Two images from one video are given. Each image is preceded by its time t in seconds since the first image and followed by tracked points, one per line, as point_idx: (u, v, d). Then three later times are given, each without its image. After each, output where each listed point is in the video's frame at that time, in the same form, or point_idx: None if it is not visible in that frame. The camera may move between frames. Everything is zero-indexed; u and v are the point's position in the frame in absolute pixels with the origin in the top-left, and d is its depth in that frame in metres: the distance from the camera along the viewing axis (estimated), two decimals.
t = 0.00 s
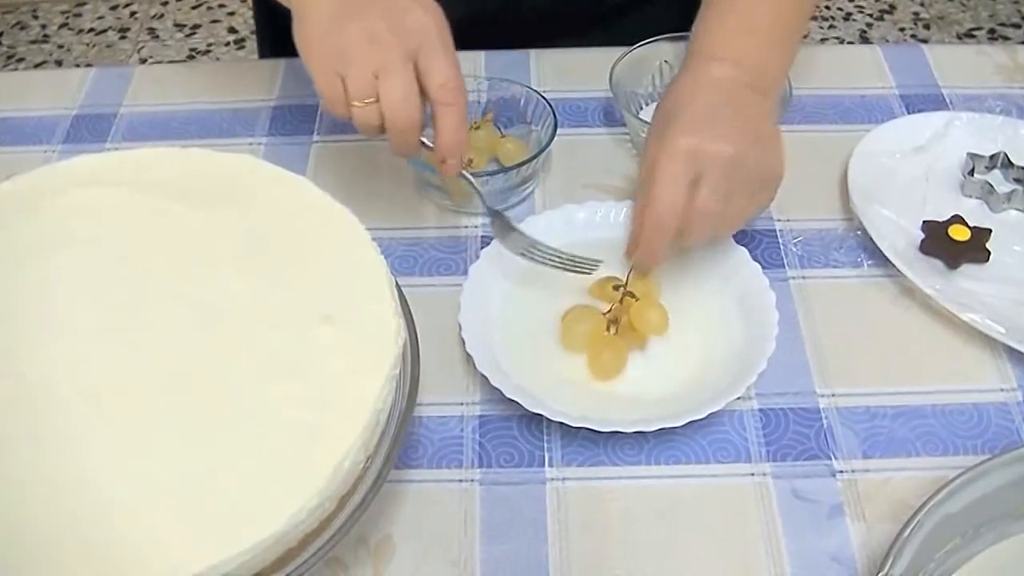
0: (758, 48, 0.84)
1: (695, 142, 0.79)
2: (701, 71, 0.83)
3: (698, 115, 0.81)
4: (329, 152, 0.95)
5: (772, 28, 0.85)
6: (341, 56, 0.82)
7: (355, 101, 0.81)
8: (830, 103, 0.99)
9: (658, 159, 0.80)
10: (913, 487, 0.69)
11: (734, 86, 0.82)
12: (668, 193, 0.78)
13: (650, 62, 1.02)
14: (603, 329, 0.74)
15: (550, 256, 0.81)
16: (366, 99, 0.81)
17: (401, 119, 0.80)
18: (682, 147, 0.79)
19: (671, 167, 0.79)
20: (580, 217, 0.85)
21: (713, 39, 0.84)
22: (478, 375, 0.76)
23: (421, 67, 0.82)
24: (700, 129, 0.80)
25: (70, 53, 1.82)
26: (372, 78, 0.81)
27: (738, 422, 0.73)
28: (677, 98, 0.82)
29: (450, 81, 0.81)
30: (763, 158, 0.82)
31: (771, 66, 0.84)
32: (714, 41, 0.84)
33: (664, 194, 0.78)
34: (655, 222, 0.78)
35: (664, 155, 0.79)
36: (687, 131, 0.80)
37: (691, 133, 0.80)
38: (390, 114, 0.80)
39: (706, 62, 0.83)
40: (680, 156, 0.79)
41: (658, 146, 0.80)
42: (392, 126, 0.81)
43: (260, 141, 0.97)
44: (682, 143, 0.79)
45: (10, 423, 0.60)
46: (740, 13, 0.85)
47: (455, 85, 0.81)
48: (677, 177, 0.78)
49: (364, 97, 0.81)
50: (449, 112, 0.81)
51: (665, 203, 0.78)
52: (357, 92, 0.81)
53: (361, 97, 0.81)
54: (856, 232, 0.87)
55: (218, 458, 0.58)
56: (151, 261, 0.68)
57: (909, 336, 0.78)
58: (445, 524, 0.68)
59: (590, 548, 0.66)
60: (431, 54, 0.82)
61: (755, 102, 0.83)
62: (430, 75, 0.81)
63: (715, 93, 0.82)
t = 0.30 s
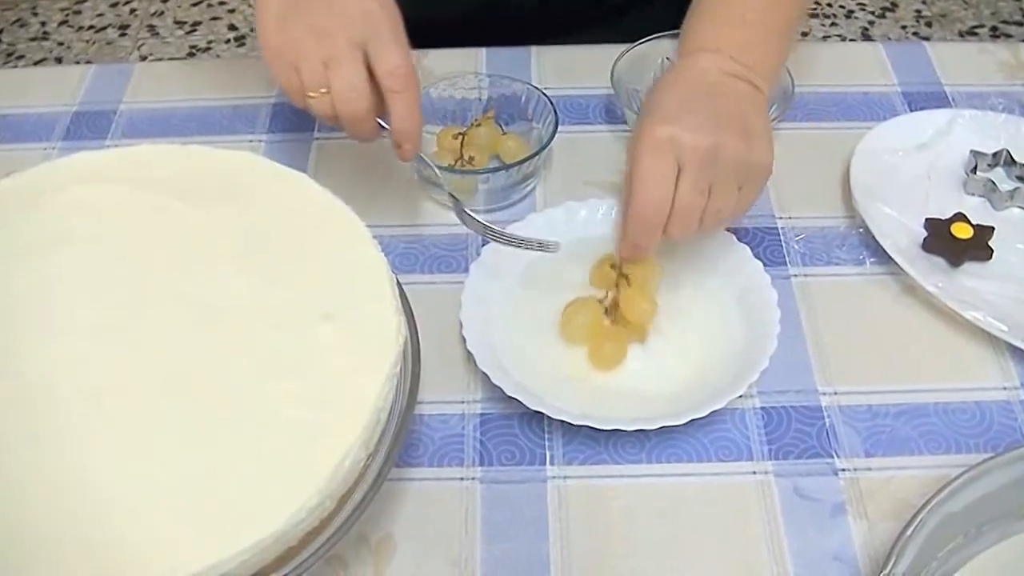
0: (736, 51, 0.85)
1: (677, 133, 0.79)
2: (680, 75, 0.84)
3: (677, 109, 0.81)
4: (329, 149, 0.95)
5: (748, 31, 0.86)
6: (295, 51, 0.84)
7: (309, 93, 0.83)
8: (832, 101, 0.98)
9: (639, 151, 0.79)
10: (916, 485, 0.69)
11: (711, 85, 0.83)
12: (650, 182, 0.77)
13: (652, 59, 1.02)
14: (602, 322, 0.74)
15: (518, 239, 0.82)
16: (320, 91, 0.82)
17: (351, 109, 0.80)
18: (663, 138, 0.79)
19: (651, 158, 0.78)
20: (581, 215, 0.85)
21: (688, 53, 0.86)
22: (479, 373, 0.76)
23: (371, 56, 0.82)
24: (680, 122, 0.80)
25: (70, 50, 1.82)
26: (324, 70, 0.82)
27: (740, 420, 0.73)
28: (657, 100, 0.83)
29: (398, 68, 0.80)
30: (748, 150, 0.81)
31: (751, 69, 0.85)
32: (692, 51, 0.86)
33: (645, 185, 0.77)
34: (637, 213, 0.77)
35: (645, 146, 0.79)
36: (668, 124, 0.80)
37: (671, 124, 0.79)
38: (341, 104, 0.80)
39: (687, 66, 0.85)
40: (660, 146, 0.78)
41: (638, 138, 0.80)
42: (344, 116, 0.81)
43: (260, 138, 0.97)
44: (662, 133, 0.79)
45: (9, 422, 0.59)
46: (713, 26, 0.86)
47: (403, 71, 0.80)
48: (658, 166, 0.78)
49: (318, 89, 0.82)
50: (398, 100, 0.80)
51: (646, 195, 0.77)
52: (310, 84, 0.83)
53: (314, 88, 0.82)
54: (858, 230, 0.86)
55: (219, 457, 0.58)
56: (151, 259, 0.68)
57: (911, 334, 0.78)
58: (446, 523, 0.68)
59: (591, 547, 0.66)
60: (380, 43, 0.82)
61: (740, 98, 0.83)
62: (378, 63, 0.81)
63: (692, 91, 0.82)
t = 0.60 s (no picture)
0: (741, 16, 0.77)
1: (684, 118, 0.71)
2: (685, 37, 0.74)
3: (683, 83, 0.72)
4: (330, 147, 0.95)
5: None
6: (262, 38, 0.84)
7: (279, 80, 0.84)
8: (834, 100, 0.98)
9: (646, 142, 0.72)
10: (917, 485, 0.69)
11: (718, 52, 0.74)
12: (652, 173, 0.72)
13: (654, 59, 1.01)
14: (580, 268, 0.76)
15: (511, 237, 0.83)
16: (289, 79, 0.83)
17: (317, 96, 0.81)
18: (671, 126, 0.71)
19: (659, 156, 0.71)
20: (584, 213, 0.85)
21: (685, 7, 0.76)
22: (480, 372, 0.76)
23: (335, 40, 0.81)
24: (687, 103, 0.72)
25: (70, 49, 1.82)
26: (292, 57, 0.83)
27: (741, 420, 0.73)
28: (654, 64, 0.74)
29: (361, 52, 0.80)
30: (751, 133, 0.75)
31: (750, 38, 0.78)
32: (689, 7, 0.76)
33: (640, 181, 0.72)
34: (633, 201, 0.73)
35: (652, 140, 0.71)
36: (672, 104, 0.71)
37: (678, 108, 0.72)
38: (307, 91, 0.81)
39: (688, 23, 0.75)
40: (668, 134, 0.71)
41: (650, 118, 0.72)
42: (310, 102, 0.82)
43: (261, 136, 0.97)
44: (666, 117, 0.71)
45: (10, 422, 0.59)
46: None
47: (367, 56, 0.80)
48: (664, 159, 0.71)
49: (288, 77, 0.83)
50: (363, 87, 0.80)
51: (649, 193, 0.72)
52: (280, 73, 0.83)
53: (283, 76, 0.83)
54: (860, 229, 0.86)
55: (219, 456, 0.58)
56: (152, 258, 0.68)
57: (913, 334, 0.78)
58: (447, 522, 0.67)
59: (592, 547, 0.66)
60: (344, 27, 0.81)
61: (744, 68, 0.76)
62: (342, 48, 0.81)
63: (699, 61, 0.73)
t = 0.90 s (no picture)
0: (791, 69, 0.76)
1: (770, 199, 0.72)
2: (745, 113, 0.75)
3: (757, 167, 0.73)
4: (330, 147, 0.95)
5: (804, 52, 0.77)
6: (287, 41, 0.81)
7: (308, 86, 0.81)
8: (834, 100, 0.98)
9: (751, 237, 0.72)
10: (919, 486, 0.69)
11: (799, 115, 0.75)
12: (761, 272, 0.72)
13: (655, 59, 1.01)
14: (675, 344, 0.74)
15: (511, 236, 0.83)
16: (319, 85, 0.80)
17: (349, 103, 0.78)
18: (773, 219, 0.71)
19: (757, 283, 0.72)
20: (584, 213, 0.85)
21: (744, 85, 0.77)
22: (480, 373, 0.76)
23: (366, 46, 0.79)
24: (770, 185, 0.72)
25: (69, 48, 1.81)
26: (321, 63, 0.80)
27: (742, 421, 0.72)
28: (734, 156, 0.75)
29: (392, 58, 0.78)
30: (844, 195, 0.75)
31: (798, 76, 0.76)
32: (750, 74, 0.77)
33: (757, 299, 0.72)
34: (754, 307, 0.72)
35: (756, 230, 0.71)
36: (759, 192, 0.72)
37: (764, 195, 0.72)
38: (340, 97, 0.78)
39: (746, 103, 0.76)
40: (763, 247, 0.71)
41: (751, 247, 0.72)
42: (342, 111, 0.79)
43: (261, 136, 0.96)
44: (760, 209, 0.72)
45: (9, 421, 0.59)
46: (755, 54, 0.77)
47: (399, 62, 0.78)
48: (767, 271, 0.71)
49: (318, 83, 0.80)
50: (395, 95, 0.78)
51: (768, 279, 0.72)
52: (309, 78, 0.80)
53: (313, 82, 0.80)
54: (861, 230, 0.86)
55: (219, 456, 0.57)
56: (152, 258, 0.68)
57: (914, 335, 0.78)
58: (447, 524, 0.67)
59: (593, 548, 0.65)
60: (376, 32, 0.79)
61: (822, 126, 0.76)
62: (374, 54, 0.78)
63: (770, 138, 0.74)
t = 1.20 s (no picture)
0: (828, 36, 0.82)
1: (828, 145, 0.77)
2: (785, 68, 0.80)
3: (810, 114, 0.78)
4: (330, 147, 0.95)
5: (828, 21, 0.83)
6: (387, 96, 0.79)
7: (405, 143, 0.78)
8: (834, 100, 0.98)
9: (808, 187, 0.76)
10: (919, 487, 0.68)
11: (830, 76, 0.80)
12: (829, 209, 0.75)
13: (656, 59, 1.01)
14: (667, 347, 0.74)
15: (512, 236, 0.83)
16: (416, 141, 0.78)
17: (457, 162, 0.78)
18: (830, 172, 0.76)
19: (824, 214, 0.75)
20: (585, 214, 0.84)
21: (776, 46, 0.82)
22: (480, 373, 0.76)
23: (473, 109, 0.79)
24: (821, 130, 0.77)
25: (69, 48, 1.81)
26: (422, 121, 0.78)
27: (742, 421, 0.72)
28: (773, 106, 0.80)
29: (508, 120, 0.79)
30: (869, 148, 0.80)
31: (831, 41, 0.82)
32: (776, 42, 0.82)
33: (830, 232, 0.75)
34: (823, 247, 0.75)
35: (819, 180, 0.76)
36: (813, 136, 0.77)
37: (819, 139, 0.77)
38: (445, 157, 0.77)
39: (782, 60, 0.81)
40: (826, 185, 0.75)
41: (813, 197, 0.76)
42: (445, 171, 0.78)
43: (261, 137, 0.96)
44: (817, 151, 0.76)
45: (9, 421, 0.59)
46: (781, 20, 0.83)
47: (514, 125, 0.79)
48: (833, 206, 0.75)
49: (417, 139, 0.78)
50: (510, 157, 0.79)
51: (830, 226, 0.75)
52: (407, 136, 0.78)
53: (411, 138, 0.78)
54: (861, 230, 0.86)
55: (220, 456, 0.57)
56: (152, 258, 0.68)
57: (915, 335, 0.78)
58: (447, 524, 0.67)
59: (593, 549, 0.65)
60: (482, 95, 0.79)
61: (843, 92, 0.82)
62: (486, 114, 0.79)
63: (813, 90, 0.79)
